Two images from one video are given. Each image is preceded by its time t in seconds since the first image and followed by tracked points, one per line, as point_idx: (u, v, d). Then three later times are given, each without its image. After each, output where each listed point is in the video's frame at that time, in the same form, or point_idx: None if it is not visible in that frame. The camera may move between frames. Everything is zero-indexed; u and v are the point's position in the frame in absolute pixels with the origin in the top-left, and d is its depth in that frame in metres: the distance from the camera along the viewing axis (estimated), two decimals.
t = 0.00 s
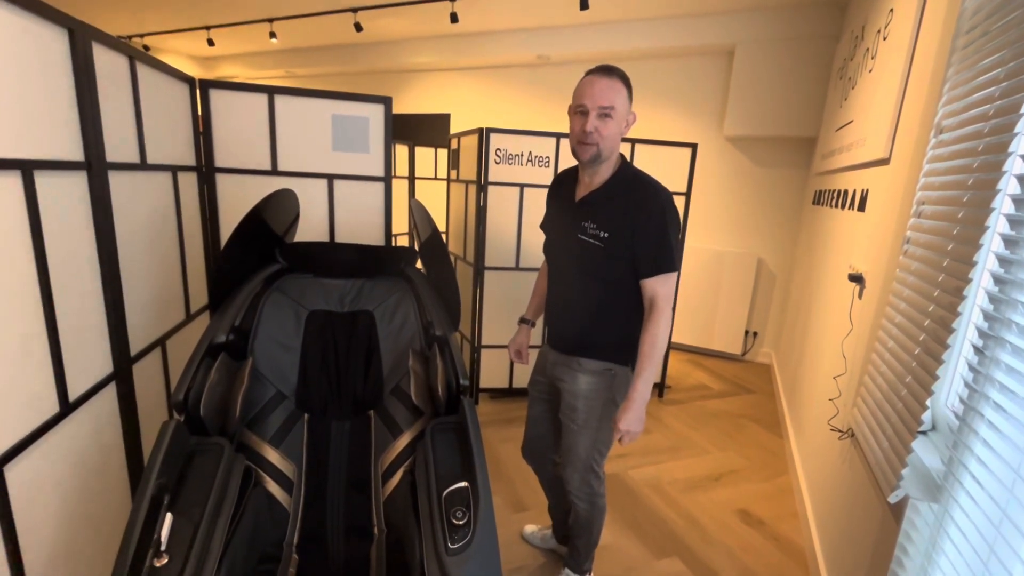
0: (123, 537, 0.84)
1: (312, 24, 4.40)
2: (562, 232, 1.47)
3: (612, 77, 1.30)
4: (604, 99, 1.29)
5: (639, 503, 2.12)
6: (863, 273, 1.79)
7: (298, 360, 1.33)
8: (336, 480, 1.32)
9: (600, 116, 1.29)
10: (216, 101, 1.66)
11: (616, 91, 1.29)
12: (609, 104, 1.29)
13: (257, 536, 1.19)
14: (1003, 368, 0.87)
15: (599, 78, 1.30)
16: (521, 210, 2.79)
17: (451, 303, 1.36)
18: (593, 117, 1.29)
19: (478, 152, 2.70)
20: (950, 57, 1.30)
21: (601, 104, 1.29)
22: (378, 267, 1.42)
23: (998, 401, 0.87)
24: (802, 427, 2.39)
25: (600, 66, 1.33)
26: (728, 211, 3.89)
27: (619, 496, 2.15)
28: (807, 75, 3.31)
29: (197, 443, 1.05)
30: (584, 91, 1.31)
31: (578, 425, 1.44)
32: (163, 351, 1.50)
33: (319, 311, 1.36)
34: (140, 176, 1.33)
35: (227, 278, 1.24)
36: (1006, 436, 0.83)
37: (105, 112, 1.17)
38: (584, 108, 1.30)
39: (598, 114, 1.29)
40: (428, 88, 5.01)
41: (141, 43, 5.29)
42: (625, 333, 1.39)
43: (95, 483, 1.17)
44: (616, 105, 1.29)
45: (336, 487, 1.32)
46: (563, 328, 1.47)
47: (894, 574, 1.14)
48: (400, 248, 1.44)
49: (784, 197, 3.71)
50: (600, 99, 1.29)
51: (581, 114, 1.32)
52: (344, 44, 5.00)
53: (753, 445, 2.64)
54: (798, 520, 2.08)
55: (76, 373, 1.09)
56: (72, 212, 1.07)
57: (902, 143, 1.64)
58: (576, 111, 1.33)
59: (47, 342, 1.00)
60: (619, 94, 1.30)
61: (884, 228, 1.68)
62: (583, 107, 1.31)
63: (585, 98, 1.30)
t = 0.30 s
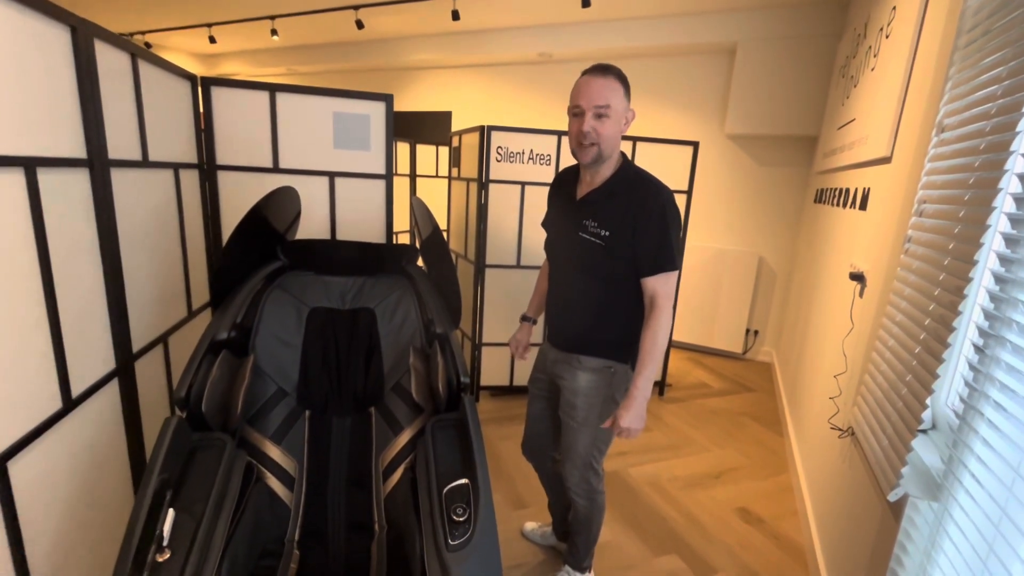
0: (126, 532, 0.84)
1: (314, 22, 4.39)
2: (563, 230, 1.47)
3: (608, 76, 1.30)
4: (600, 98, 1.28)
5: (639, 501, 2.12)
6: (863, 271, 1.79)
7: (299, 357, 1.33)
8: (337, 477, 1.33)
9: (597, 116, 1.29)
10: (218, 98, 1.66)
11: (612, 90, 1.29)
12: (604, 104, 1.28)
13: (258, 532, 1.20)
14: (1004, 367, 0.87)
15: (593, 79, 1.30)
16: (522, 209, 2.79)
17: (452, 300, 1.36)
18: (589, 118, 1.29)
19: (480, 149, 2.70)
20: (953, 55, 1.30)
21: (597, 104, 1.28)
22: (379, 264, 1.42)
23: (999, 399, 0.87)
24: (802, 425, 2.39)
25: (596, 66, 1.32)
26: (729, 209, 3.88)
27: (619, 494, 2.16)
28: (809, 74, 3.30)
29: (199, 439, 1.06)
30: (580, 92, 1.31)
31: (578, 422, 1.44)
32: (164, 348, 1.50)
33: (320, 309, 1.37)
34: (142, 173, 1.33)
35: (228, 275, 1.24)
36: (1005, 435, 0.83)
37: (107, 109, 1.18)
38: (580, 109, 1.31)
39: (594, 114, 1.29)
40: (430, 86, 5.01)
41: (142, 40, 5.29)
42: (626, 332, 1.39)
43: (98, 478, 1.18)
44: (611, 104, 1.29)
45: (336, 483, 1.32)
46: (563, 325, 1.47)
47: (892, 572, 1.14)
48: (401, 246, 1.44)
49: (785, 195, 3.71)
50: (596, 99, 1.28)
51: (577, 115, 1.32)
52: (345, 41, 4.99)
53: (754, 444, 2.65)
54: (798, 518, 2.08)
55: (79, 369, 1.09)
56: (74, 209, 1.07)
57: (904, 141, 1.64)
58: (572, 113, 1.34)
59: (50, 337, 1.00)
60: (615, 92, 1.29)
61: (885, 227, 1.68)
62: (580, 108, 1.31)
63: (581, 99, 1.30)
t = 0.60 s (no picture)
0: (131, 526, 0.85)
1: (317, 19, 4.39)
2: (568, 228, 1.47)
3: (576, 82, 1.29)
4: (564, 107, 1.30)
5: (641, 499, 2.12)
6: (867, 270, 1.78)
7: (303, 354, 1.34)
8: (339, 473, 1.33)
9: (564, 124, 1.31)
10: (222, 96, 1.66)
11: (577, 96, 1.28)
12: (568, 112, 1.29)
13: (262, 527, 1.21)
14: (1008, 366, 0.87)
15: (565, 86, 1.31)
16: (524, 206, 2.79)
17: (455, 298, 1.37)
18: (559, 127, 1.33)
19: (482, 147, 2.70)
20: (958, 53, 1.30)
21: (562, 113, 1.31)
22: (383, 262, 1.42)
23: (1003, 398, 0.87)
24: (805, 424, 2.39)
25: (573, 69, 1.32)
26: (733, 207, 3.87)
27: (621, 491, 2.16)
28: (813, 71, 3.29)
29: (203, 434, 1.06)
30: (556, 100, 1.35)
31: (581, 419, 1.44)
32: (169, 345, 1.51)
33: (324, 306, 1.37)
34: (146, 170, 1.33)
35: (231, 271, 1.23)
36: (1009, 433, 0.83)
37: (112, 106, 1.18)
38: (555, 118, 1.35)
39: (562, 123, 1.32)
40: (433, 84, 5.01)
41: (147, 38, 5.30)
42: (629, 330, 1.40)
43: (104, 473, 1.19)
44: (576, 112, 1.28)
45: (339, 479, 1.33)
46: (566, 323, 1.47)
47: (894, 571, 1.14)
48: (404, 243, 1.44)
49: (788, 194, 3.70)
50: (561, 108, 1.31)
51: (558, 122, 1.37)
52: (348, 39, 4.99)
53: (756, 442, 2.65)
54: (800, 517, 2.08)
55: (84, 365, 1.10)
56: (80, 206, 1.08)
57: (909, 139, 1.63)
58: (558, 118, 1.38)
59: (56, 333, 1.01)
60: (580, 98, 1.28)
61: (888, 226, 1.68)
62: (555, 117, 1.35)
63: (555, 108, 1.34)
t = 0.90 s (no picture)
0: (137, 521, 0.86)
1: (321, 17, 4.39)
2: (572, 226, 1.47)
3: (575, 84, 1.28)
4: (567, 111, 1.29)
5: (644, 497, 2.12)
6: (873, 269, 1.78)
7: (308, 351, 1.34)
8: (344, 468, 1.34)
9: (569, 128, 1.31)
10: (227, 93, 1.67)
11: (579, 98, 1.27)
12: (572, 116, 1.29)
13: (267, 523, 1.21)
14: (1015, 366, 0.87)
15: (564, 90, 1.30)
16: (528, 204, 2.79)
17: (458, 295, 1.37)
18: (564, 131, 1.33)
19: (487, 145, 2.70)
20: (967, 51, 1.29)
21: (566, 117, 1.30)
22: (387, 260, 1.42)
23: (1009, 399, 0.86)
24: (809, 423, 2.38)
25: (570, 72, 1.31)
26: (737, 206, 3.86)
27: (625, 490, 2.16)
28: (819, 69, 3.27)
29: (208, 430, 1.06)
30: (556, 106, 1.34)
31: (584, 418, 1.44)
32: (174, 341, 1.51)
33: (328, 303, 1.37)
34: (153, 167, 1.34)
35: (236, 268, 1.24)
36: (1015, 434, 0.83)
37: (118, 104, 1.19)
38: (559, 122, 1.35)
39: (567, 126, 1.31)
40: (437, 82, 5.01)
41: (151, 36, 5.32)
42: (633, 329, 1.39)
43: (110, 469, 1.20)
44: (580, 114, 1.28)
45: (344, 475, 1.34)
46: (570, 321, 1.47)
47: (899, 571, 1.14)
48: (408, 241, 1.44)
49: (793, 192, 3.68)
50: (565, 112, 1.30)
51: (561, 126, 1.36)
52: (352, 36, 5.00)
53: (760, 442, 2.64)
54: (803, 516, 2.08)
55: (91, 361, 1.11)
56: (87, 203, 1.08)
57: (916, 137, 1.62)
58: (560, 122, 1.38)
59: (63, 329, 1.02)
60: (582, 100, 1.27)
61: (894, 225, 1.67)
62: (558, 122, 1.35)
63: (556, 113, 1.34)
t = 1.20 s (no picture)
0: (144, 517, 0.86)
1: (327, 14, 4.39)
2: (577, 222, 1.46)
3: (594, 81, 1.24)
4: (589, 109, 1.25)
5: (649, 496, 2.12)
6: (882, 267, 1.76)
7: (313, 348, 1.35)
8: (349, 465, 1.35)
9: (590, 126, 1.27)
10: (233, 90, 1.67)
11: (600, 95, 1.24)
12: (594, 114, 1.25)
13: (273, 519, 1.21)
14: None
15: (581, 87, 1.26)
16: (534, 201, 2.78)
17: (463, 292, 1.36)
18: (583, 129, 1.28)
19: (492, 142, 2.69)
20: (980, 46, 1.27)
21: (587, 116, 1.26)
22: (392, 256, 1.42)
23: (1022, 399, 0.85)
24: (815, 422, 2.36)
25: (583, 67, 1.27)
26: (744, 204, 3.84)
27: (629, 488, 2.16)
28: (828, 65, 3.23)
29: (214, 427, 1.06)
30: (571, 104, 1.29)
31: (588, 416, 1.44)
32: (180, 338, 1.52)
33: (333, 300, 1.37)
34: (159, 164, 1.34)
35: (243, 265, 1.24)
36: None
37: (124, 100, 1.19)
38: (574, 121, 1.30)
39: (588, 125, 1.27)
40: (442, 79, 5.00)
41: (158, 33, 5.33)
42: (636, 326, 1.39)
43: (117, 464, 1.20)
44: (603, 111, 1.25)
45: (349, 471, 1.35)
46: (574, 318, 1.47)
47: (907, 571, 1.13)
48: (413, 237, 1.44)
49: (801, 190, 3.65)
50: (585, 110, 1.26)
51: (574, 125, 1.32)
52: (358, 33, 4.99)
53: (765, 440, 2.63)
54: (809, 515, 2.06)
55: (98, 357, 1.11)
56: (93, 199, 1.08)
57: (927, 134, 1.60)
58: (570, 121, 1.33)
59: (70, 325, 1.02)
60: (604, 97, 1.24)
61: (904, 223, 1.65)
62: (574, 120, 1.30)
63: (572, 112, 1.29)
